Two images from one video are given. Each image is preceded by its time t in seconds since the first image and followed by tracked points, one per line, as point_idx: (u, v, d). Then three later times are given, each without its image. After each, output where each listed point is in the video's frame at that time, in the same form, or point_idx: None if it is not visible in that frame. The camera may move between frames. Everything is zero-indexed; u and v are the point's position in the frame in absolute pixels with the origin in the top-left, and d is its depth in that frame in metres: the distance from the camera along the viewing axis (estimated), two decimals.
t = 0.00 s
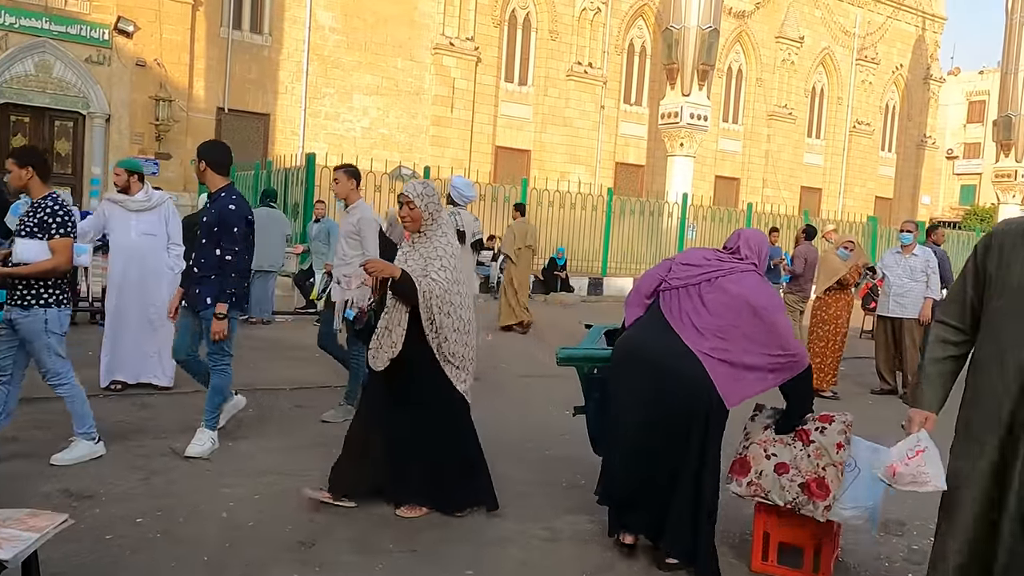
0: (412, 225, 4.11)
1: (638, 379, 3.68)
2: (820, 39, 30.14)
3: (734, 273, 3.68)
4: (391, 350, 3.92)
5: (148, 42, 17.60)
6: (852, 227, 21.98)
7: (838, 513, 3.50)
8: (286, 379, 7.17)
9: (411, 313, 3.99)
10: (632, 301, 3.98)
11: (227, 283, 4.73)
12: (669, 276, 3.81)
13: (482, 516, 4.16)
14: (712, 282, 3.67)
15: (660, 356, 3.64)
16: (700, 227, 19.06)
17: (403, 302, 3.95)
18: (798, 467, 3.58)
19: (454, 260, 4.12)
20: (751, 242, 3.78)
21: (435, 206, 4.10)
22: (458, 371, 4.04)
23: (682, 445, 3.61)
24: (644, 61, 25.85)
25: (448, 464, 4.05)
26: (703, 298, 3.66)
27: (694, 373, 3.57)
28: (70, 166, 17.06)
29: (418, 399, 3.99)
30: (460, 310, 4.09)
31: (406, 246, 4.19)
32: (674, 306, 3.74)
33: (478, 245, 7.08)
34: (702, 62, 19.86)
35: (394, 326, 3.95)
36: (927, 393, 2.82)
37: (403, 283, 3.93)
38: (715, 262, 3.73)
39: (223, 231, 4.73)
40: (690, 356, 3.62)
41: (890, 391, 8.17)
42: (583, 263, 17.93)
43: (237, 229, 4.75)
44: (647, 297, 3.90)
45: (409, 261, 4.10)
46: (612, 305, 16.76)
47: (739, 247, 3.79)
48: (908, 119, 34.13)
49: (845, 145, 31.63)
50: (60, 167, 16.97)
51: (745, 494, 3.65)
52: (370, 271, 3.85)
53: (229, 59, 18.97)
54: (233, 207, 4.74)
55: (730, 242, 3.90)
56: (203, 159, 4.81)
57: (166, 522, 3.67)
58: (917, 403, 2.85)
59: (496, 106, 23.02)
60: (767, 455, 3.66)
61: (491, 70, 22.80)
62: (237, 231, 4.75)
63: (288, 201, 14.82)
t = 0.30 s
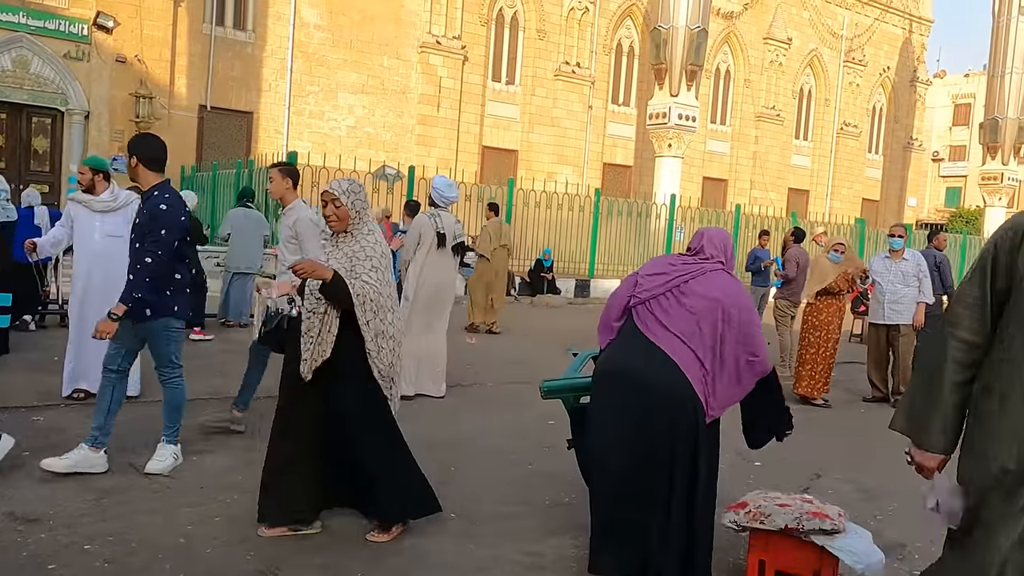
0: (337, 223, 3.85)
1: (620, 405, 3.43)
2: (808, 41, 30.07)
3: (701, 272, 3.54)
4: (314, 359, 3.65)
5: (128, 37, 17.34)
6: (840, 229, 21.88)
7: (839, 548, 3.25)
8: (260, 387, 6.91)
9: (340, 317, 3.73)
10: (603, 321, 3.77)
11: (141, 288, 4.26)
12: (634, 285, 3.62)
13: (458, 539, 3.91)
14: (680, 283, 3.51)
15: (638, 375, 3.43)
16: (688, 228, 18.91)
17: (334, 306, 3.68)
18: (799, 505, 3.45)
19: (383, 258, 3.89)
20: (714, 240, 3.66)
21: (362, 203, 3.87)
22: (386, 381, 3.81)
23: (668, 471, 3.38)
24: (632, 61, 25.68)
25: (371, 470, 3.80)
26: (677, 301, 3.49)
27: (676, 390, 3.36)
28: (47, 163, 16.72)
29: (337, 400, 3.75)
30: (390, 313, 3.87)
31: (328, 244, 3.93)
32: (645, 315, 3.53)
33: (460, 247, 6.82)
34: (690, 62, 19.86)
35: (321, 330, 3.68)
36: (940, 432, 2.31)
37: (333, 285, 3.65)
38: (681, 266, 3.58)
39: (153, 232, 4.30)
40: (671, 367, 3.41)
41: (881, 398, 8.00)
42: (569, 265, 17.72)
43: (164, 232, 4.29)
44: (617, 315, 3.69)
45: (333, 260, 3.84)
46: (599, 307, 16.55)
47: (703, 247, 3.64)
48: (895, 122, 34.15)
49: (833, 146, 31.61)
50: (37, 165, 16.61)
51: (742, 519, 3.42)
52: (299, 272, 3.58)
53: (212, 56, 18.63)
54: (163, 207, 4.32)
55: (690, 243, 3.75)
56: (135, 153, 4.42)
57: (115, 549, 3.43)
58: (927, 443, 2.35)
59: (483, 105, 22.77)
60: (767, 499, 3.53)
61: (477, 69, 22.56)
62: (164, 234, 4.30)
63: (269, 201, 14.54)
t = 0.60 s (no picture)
0: (267, 215, 3.62)
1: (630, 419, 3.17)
2: (798, 40, 29.99)
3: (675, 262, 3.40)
4: (247, 365, 3.42)
5: (111, 33, 17.07)
6: (831, 229, 21.76)
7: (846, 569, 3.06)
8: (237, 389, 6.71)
9: (272, 318, 3.50)
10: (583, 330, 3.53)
11: (70, 288, 4.00)
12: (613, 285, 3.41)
13: (435, 552, 3.73)
14: (656, 275, 3.36)
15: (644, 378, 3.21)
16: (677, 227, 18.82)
17: (265, 306, 3.45)
18: (801, 523, 3.24)
19: (316, 253, 3.68)
20: (678, 228, 3.51)
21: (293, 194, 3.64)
22: (307, 379, 3.55)
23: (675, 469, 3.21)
24: (622, 60, 25.52)
25: (265, 495, 3.42)
26: (656, 299, 3.32)
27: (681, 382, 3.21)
28: (28, 161, 16.41)
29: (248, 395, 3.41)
30: (325, 311, 3.66)
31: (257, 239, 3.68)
32: (630, 319, 3.35)
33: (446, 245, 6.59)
34: (681, 60, 19.72)
35: (254, 334, 3.44)
36: (980, 483, 1.80)
37: (263, 283, 3.42)
38: (651, 260, 3.43)
39: (69, 224, 4.04)
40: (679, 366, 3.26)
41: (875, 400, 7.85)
42: (558, 264, 17.55)
43: (82, 222, 4.05)
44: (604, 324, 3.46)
45: (262, 256, 3.59)
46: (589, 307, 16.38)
47: (672, 236, 3.50)
48: (884, 121, 34.13)
49: (822, 146, 31.59)
50: (18, 163, 16.31)
51: (743, 541, 3.21)
52: (222, 272, 3.30)
53: (197, 52, 18.34)
54: (81, 195, 4.08)
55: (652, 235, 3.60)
56: (53, 140, 4.18)
57: (68, 568, 3.28)
58: (958, 499, 1.83)
59: (472, 103, 22.55)
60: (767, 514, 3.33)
61: (466, 67, 22.32)
62: (82, 224, 4.04)
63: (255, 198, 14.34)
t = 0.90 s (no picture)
0: (186, 212, 3.25)
1: (668, 437, 3.01)
2: (793, 41, 29.82)
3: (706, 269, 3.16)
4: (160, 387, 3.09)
5: (99, 29, 16.82)
6: (829, 229, 21.55)
7: None
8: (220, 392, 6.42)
9: (182, 334, 3.16)
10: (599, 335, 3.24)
11: None
12: (639, 291, 3.13)
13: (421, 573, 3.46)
14: (688, 283, 3.11)
15: (675, 398, 3.03)
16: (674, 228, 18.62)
17: (173, 323, 3.11)
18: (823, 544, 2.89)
19: (239, 258, 3.30)
20: (710, 229, 3.22)
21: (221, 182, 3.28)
22: (221, 403, 3.19)
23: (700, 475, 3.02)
24: (617, 59, 25.30)
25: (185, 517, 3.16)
26: (690, 308, 3.09)
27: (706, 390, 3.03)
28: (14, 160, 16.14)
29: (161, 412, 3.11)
30: (246, 326, 3.28)
31: (178, 243, 3.33)
32: (659, 328, 3.11)
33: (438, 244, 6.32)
34: (677, 59, 19.50)
35: (162, 353, 3.11)
36: None
37: (169, 296, 3.07)
38: (682, 263, 3.16)
39: None
40: (714, 386, 3.06)
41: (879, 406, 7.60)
42: (554, 265, 17.28)
43: None
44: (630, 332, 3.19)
45: (177, 261, 3.26)
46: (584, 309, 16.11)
47: (701, 238, 3.22)
48: (880, 123, 33.98)
49: (818, 147, 31.43)
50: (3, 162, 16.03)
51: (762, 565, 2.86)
52: (124, 280, 2.90)
53: (187, 49, 17.98)
54: None
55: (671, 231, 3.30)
56: None
57: None
58: None
59: (467, 103, 22.26)
60: (786, 534, 2.97)
61: (461, 66, 22.05)
62: None
63: (244, 198, 14.07)
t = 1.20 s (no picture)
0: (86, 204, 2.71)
1: (784, 452, 2.66)
2: (798, 43, 29.58)
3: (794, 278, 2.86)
4: (67, 432, 2.53)
5: (98, 30, 16.62)
6: (835, 233, 21.28)
7: None
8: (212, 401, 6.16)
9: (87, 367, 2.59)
10: (692, 354, 2.73)
11: None
12: (744, 303, 2.71)
13: None
14: (785, 295, 2.76)
15: (793, 414, 2.67)
16: (678, 232, 18.41)
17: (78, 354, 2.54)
18: None
19: (155, 260, 2.71)
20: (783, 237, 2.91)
21: (135, 175, 2.71)
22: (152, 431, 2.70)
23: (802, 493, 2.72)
24: (621, 61, 25.06)
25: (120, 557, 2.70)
26: (795, 322, 2.74)
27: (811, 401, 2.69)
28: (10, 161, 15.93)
29: (74, 452, 2.58)
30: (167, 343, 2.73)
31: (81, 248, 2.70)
32: (765, 346, 2.72)
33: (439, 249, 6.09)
34: (682, 60, 19.27)
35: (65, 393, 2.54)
36: None
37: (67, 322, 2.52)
38: (769, 274, 2.80)
39: None
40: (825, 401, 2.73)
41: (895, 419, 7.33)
42: (557, 269, 17.09)
43: None
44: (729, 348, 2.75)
45: (81, 271, 2.63)
46: (588, 313, 15.84)
47: (785, 242, 2.86)
48: (885, 126, 33.72)
49: (822, 150, 31.16)
50: None
51: None
52: None
53: (187, 49, 17.77)
54: None
55: (740, 232, 2.91)
56: None
57: None
58: None
59: (469, 105, 22.03)
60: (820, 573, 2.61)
61: (463, 68, 21.81)
62: None
63: (242, 200, 13.85)
